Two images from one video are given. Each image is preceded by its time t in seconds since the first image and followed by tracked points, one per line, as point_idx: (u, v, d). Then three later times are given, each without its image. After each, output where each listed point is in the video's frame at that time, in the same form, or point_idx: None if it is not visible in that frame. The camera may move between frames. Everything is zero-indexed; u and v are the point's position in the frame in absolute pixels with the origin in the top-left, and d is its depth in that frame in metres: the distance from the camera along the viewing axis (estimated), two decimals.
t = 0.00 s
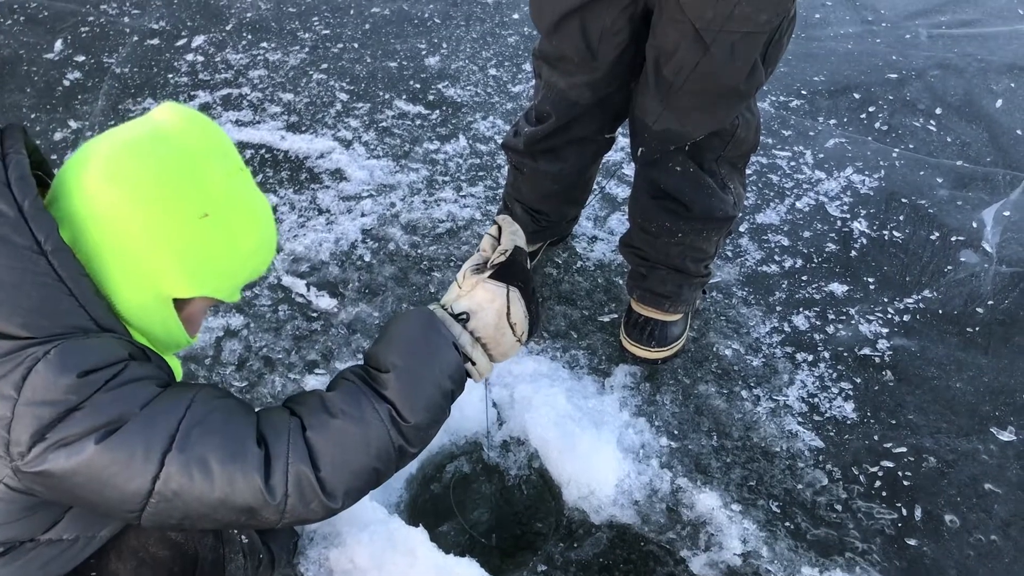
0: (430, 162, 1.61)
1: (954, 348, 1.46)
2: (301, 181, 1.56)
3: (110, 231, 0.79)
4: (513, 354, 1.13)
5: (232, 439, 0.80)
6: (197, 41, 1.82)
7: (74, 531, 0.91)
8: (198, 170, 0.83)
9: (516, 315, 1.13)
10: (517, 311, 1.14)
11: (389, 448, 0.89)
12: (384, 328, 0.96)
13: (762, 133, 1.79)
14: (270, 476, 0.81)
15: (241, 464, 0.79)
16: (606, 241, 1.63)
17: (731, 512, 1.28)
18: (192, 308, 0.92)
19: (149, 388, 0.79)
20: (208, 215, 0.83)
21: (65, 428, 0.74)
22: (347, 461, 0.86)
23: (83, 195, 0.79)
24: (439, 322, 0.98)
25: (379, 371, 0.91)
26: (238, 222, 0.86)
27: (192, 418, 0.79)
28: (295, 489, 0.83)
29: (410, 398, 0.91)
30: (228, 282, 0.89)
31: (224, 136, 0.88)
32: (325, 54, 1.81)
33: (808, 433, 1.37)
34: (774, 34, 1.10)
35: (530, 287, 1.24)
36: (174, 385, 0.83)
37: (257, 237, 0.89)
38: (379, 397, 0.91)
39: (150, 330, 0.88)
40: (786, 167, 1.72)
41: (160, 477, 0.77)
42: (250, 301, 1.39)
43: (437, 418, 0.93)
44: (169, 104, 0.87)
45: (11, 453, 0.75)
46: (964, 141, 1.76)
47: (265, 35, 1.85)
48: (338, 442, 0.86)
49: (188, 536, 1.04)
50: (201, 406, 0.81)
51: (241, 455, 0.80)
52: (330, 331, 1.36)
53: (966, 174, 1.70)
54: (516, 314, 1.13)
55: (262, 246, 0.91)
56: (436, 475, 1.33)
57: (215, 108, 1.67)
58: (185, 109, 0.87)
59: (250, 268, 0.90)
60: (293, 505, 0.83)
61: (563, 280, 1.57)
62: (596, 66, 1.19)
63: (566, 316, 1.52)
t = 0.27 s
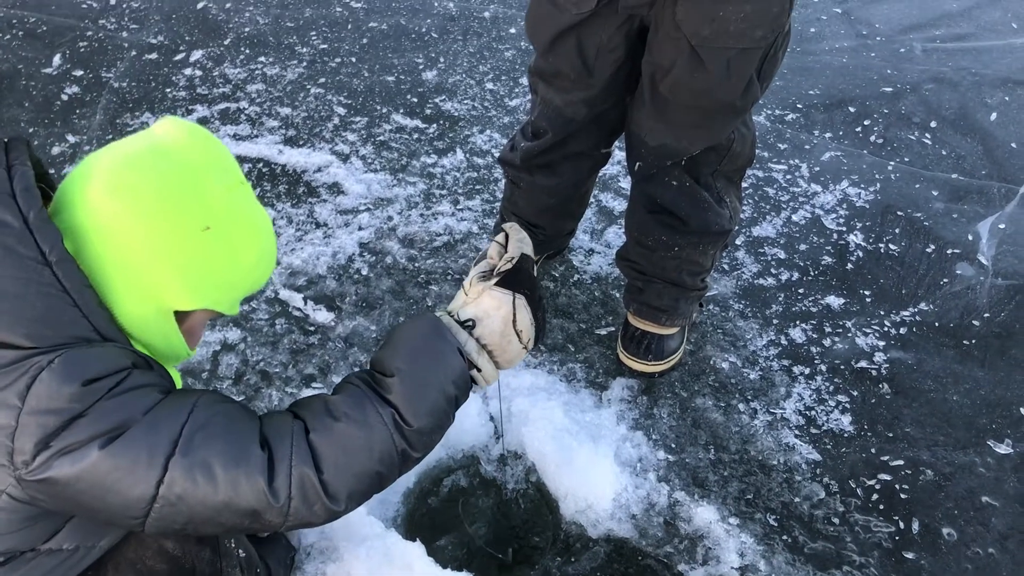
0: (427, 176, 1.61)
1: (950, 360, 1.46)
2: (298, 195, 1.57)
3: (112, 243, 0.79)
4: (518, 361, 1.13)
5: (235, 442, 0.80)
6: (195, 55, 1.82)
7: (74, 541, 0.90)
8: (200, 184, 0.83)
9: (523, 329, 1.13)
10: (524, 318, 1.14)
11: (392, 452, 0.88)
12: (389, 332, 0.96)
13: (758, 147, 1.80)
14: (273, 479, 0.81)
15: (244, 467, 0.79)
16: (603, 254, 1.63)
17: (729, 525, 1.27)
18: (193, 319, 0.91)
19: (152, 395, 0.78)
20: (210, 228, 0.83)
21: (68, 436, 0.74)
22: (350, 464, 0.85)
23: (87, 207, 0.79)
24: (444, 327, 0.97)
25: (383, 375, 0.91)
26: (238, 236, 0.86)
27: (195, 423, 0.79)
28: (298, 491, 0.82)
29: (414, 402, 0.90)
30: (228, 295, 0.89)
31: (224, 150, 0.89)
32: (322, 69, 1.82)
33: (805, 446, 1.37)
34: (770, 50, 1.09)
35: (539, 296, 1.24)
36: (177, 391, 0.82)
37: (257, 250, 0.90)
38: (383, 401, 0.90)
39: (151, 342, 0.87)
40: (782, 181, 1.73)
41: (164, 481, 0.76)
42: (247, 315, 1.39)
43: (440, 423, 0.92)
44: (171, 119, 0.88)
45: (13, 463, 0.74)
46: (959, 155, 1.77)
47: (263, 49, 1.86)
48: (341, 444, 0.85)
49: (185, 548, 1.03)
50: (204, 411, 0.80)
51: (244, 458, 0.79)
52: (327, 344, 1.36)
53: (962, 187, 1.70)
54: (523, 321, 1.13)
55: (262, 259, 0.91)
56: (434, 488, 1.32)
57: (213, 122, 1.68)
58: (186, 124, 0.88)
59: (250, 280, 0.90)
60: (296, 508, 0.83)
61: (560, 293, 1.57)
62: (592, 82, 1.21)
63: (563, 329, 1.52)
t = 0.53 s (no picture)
0: (425, 185, 1.62)
1: (948, 369, 1.46)
2: (297, 204, 1.57)
3: (123, 252, 0.79)
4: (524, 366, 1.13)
5: (244, 445, 0.80)
6: (194, 65, 1.83)
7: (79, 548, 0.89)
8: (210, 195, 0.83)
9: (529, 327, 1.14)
10: (530, 322, 1.14)
11: (400, 454, 0.88)
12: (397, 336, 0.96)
13: (756, 156, 1.80)
14: (283, 481, 0.81)
15: (254, 469, 0.79)
16: (601, 263, 1.63)
17: (727, 535, 1.27)
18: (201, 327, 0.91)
19: (161, 399, 0.78)
20: (221, 240, 0.83)
21: (79, 441, 0.73)
22: (359, 465, 0.85)
23: (99, 216, 0.79)
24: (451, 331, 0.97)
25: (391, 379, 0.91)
26: (247, 246, 0.86)
27: (205, 427, 0.79)
28: (308, 493, 0.82)
29: (422, 404, 0.90)
30: (236, 304, 0.88)
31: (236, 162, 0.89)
32: (321, 78, 1.82)
33: (803, 455, 1.36)
34: (766, 61, 1.10)
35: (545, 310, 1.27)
36: (187, 395, 0.82)
37: (266, 261, 0.89)
38: (391, 405, 0.90)
39: (160, 351, 0.87)
40: (780, 190, 1.73)
41: (175, 485, 0.76)
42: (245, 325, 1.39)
43: (448, 426, 0.92)
44: (182, 130, 0.88)
45: (24, 468, 0.74)
46: (957, 163, 1.77)
47: (262, 59, 1.86)
48: (350, 446, 0.85)
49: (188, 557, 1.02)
50: (213, 414, 0.80)
51: (254, 461, 0.79)
52: (325, 354, 1.36)
53: (959, 196, 1.70)
54: (529, 325, 1.14)
55: (270, 269, 0.91)
56: (432, 498, 1.32)
57: (211, 132, 1.68)
58: (197, 135, 0.88)
59: (258, 290, 0.90)
60: (306, 510, 0.82)
61: (558, 302, 1.57)
62: (590, 94, 1.21)
63: (562, 338, 1.52)
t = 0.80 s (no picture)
0: (428, 190, 1.62)
1: (951, 371, 1.46)
2: (300, 209, 1.57)
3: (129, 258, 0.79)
4: (514, 403, 1.11)
5: (248, 464, 0.80)
6: (196, 71, 1.83)
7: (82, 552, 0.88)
8: (216, 201, 0.84)
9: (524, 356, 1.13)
10: (527, 359, 1.13)
11: (401, 478, 0.89)
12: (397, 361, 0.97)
13: (757, 159, 1.80)
14: (283, 502, 0.80)
15: (255, 489, 0.79)
16: (604, 267, 1.63)
17: (731, 537, 1.27)
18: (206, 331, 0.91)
19: (165, 411, 0.78)
20: (228, 244, 0.84)
21: (82, 448, 0.73)
22: (360, 488, 0.85)
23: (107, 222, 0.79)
24: (449, 356, 0.99)
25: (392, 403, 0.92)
26: (252, 251, 0.86)
27: (208, 442, 0.79)
28: (307, 515, 0.82)
29: (424, 429, 0.91)
30: (241, 310, 0.89)
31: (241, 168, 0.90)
32: (323, 83, 1.83)
33: (806, 457, 1.36)
34: (767, 64, 1.10)
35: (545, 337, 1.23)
36: (191, 409, 0.82)
37: (271, 266, 0.90)
38: (393, 428, 0.91)
39: (164, 355, 0.87)
40: (782, 193, 1.73)
41: (175, 500, 0.76)
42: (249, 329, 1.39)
43: (448, 450, 0.93)
44: (187, 137, 0.88)
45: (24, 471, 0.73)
46: (958, 166, 1.78)
47: (264, 65, 1.86)
48: (352, 469, 0.85)
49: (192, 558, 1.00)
50: (217, 430, 0.80)
51: (256, 480, 0.79)
52: (328, 358, 1.36)
53: (960, 198, 1.71)
54: (525, 362, 1.12)
55: (274, 274, 0.91)
56: (436, 501, 1.31)
57: (214, 137, 1.69)
58: (202, 142, 0.88)
59: (262, 295, 0.90)
60: (304, 532, 0.82)
61: (561, 306, 1.57)
62: (592, 96, 1.21)
63: (564, 341, 1.52)
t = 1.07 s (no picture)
0: (426, 195, 1.62)
1: (951, 374, 1.46)
2: (299, 214, 1.57)
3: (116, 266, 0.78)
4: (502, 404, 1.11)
5: (232, 475, 0.79)
6: (195, 76, 1.84)
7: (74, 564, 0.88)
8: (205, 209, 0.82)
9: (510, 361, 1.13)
10: (514, 360, 1.12)
11: (388, 487, 0.87)
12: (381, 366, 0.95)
13: (756, 162, 1.80)
14: (268, 514, 0.79)
15: (240, 501, 0.78)
16: (603, 271, 1.63)
17: (730, 541, 1.27)
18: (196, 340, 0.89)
19: (151, 422, 0.78)
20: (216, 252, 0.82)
21: (67, 459, 0.73)
22: (347, 499, 0.84)
23: (93, 229, 0.78)
24: (435, 360, 0.97)
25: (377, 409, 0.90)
26: (241, 259, 0.85)
27: (194, 453, 0.78)
28: (293, 527, 0.80)
29: (410, 435, 0.89)
30: (231, 319, 0.87)
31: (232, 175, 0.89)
32: (322, 88, 1.83)
33: (806, 461, 1.36)
34: (764, 69, 1.10)
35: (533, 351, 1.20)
36: (178, 419, 0.81)
37: (261, 274, 0.88)
38: (379, 436, 0.89)
39: (153, 364, 0.85)
40: (780, 196, 1.73)
41: (160, 512, 0.75)
42: (247, 335, 1.39)
43: (435, 457, 0.91)
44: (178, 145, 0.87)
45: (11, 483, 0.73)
46: (957, 168, 1.78)
47: (263, 70, 1.87)
48: (339, 479, 0.84)
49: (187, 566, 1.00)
50: (203, 440, 0.80)
51: (240, 492, 0.78)
52: (327, 363, 1.37)
53: (959, 201, 1.71)
54: (513, 363, 1.12)
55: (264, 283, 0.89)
56: (435, 507, 1.32)
57: (213, 143, 1.69)
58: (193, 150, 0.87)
59: (253, 304, 0.88)
60: (291, 544, 0.80)
61: (560, 310, 1.57)
62: (589, 101, 1.21)
63: (564, 346, 1.51)
